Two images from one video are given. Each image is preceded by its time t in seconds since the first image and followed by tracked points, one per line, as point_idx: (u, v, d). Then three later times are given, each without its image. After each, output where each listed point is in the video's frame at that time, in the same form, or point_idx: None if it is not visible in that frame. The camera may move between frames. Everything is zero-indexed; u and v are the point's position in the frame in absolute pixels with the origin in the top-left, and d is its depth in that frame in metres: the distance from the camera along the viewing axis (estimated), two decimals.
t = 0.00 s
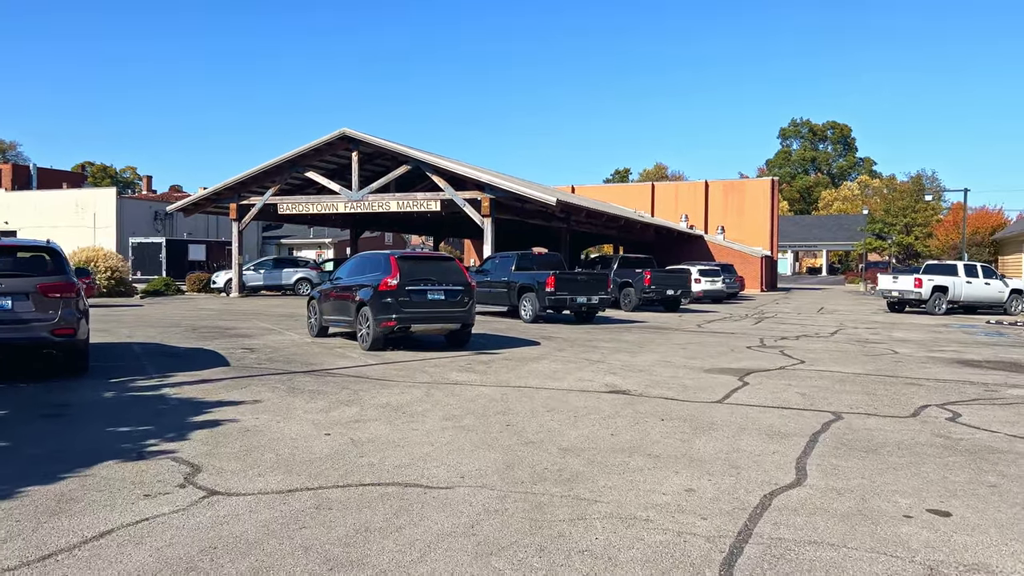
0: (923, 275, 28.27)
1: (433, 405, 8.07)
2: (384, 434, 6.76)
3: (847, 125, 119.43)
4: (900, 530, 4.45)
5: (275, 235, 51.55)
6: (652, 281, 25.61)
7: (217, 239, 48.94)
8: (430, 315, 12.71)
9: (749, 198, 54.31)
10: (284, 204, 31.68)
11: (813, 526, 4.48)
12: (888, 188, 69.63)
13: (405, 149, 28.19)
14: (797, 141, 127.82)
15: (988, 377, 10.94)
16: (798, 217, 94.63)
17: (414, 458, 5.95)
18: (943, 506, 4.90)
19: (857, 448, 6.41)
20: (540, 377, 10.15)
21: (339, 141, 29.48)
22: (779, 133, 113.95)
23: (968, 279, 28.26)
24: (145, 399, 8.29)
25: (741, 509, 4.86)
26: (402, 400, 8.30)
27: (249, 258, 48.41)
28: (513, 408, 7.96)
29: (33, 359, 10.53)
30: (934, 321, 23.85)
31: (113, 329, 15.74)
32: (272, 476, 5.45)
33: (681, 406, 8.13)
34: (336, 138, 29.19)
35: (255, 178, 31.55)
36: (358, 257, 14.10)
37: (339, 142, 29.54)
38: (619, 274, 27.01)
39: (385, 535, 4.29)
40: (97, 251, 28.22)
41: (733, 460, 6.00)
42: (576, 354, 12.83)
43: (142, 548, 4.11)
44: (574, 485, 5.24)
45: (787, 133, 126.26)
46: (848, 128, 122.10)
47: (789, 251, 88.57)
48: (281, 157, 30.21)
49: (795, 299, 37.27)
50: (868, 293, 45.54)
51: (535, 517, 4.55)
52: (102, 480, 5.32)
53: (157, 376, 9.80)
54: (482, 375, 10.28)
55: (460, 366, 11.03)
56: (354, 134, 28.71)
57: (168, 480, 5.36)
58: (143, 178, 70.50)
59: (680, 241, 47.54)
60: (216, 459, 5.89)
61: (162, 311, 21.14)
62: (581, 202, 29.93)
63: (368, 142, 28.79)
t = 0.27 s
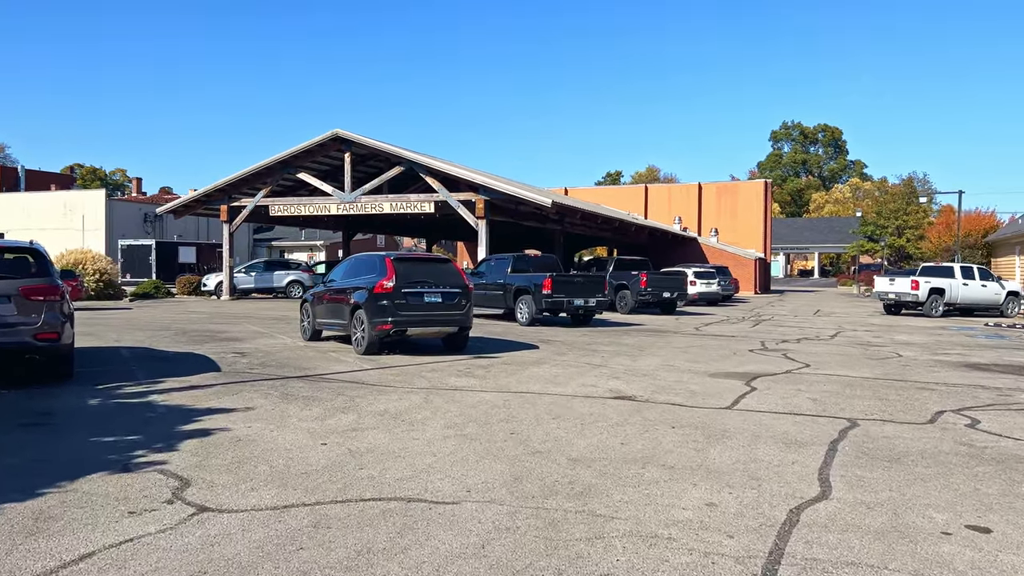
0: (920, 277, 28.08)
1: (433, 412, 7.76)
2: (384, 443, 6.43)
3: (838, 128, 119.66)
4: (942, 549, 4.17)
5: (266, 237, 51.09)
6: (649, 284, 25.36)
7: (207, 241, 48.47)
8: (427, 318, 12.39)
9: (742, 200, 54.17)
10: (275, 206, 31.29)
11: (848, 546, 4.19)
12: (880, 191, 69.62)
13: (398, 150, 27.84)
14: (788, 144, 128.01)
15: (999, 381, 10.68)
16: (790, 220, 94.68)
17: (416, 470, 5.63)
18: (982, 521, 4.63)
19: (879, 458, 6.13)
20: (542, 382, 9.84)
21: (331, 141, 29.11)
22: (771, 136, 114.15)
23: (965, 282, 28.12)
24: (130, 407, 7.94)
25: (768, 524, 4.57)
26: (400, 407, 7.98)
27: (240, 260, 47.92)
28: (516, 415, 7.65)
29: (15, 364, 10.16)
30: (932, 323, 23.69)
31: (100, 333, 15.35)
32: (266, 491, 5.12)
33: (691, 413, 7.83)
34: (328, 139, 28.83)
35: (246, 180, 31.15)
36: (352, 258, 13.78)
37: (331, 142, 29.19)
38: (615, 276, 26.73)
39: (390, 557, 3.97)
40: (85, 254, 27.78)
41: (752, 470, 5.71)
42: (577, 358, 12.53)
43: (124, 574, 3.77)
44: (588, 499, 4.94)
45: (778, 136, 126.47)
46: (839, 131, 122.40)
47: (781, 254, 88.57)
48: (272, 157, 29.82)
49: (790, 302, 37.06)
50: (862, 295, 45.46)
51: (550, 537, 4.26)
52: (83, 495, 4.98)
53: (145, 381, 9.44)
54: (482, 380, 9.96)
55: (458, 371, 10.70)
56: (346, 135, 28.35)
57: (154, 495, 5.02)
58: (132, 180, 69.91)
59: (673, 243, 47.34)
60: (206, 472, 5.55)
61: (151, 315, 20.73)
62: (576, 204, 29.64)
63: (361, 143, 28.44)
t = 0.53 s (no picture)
0: (915, 280, 27.94)
1: (431, 423, 7.46)
2: (380, 458, 6.11)
3: (828, 131, 119.99)
4: None
5: (256, 240, 50.64)
6: (644, 287, 25.13)
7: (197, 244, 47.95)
8: (422, 323, 12.09)
9: (735, 203, 54.03)
10: (266, 208, 30.91)
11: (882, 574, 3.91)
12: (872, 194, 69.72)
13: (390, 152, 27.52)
14: (779, 147, 128.24)
15: (1007, 388, 10.46)
16: (782, 223, 94.74)
17: (416, 488, 5.32)
18: (1019, 544, 4.37)
19: (899, 472, 5.88)
20: (542, 391, 9.55)
21: (323, 143, 28.76)
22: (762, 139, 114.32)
23: (961, 285, 27.99)
24: (114, 419, 7.59)
25: (793, 548, 4.29)
26: (396, 418, 7.66)
27: (230, 263, 47.45)
28: (518, 426, 7.36)
29: None
30: (929, 327, 23.52)
31: (85, 340, 14.95)
32: (257, 513, 4.80)
33: (698, 424, 7.56)
34: (319, 141, 28.47)
35: (236, 182, 30.75)
36: (345, 263, 13.47)
37: (322, 144, 28.84)
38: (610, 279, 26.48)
39: None
40: (71, 257, 27.32)
41: (769, 487, 5.44)
42: (575, 364, 12.25)
43: None
44: (600, 521, 4.65)
45: (769, 139, 126.72)
46: (830, 134, 122.72)
47: (773, 257, 88.59)
48: (262, 160, 29.43)
49: (784, 305, 36.90)
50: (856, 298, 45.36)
51: (563, 566, 3.96)
52: (60, 519, 4.65)
53: (130, 391, 9.09)
54: (479, 388, 9.65)
55: (455, 379, 10.40)
56: (338, 137, 28.00)
57: (137, 518, 4.70)
58: (121, 182, 69.24)
59: (667, 247, 47.16)
60: (192, 491, 5.23)
61: (138, 319, 20.32)
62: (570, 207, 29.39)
63: (352, 145, 28.09)
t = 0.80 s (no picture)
0: (911, 281, 27.78)
1: (427, 429, 7.14)
2: (375, 467, 5.80)
3: (819, 133, 120.24)
4: None
5: (246, 241, 50.16)
6: (639, 288, 24.90)
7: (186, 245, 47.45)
8: (415, 325, 11.76)
9: (727, 205, 53.90)
10: (255, 209, 30.50)
11: None
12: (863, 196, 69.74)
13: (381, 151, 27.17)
14: (770, 149, 128.41)
15: (1015, 390, 10.21)
16: (773, 224, 94.76)
17: (414, 499, 5.01)
18: None
19: (921, 479, 5.60)
20: (540, 394, 9.24)
21: (312, 143, 28.40)
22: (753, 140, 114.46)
23: (956, 285, 27.85)
24: (95, 425, 7.25)
25: (820, 565, 4.01)
26: (391, 423, 7.35)
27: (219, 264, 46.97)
28: (518, 431, 7.06)
29: None
30: (925, 328, 23.34)
31: (69, 342, 14.56)
32: (243, 527, 4.48)
33: (705, 429, 7.28)
34: (309, 140, 28.11)
35: (224, 182, 30.34)
36: (336, 262, 13.13)
37: (312, 143, 28.48)
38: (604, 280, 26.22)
39: None
40: (57, 258, 26.86)
41: (787, 497, 5.15)
42: (573, 366, 11.96)
43: None
44: (611, 535, 4.35)
45: (759, 141, 126.88)
46: (820, 135, 123.03)
47: (764, 258, 88.58)
48: (251, 159, 29.04)
49: (778, 307, 36.71)
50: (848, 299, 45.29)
51: None
52: (31, 535, 4.32)
53: (112, 396, 8.74)
54: (476, 392, 9.34)
55: (450, 382, 10.09)
56: (328, 136, 27.65)
57: (114, 533, 4.37)
58: (108, 184, 68.60)
59: (659, 248, 46.95)
60: (175, 503, 4.90)
61: (124, 321, 19.92)
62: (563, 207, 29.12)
63: (343, 144, 27.75)
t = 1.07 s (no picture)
0: (907, 284, 27.60)
1: (427, 444, 6.79)
2: (374, 487, 5.44)
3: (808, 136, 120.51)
4: None
5: (234, 244, 49.63)
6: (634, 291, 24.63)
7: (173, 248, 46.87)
8: (411, 331, 11.41)
9: (719, 207, 53.75)
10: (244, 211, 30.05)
11: None
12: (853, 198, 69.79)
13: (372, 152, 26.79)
14: (759, 151, 128.63)
15: None
16: (763, 226, 94.79)
17: (417, 526, 4.66)
18: None
19: (954, 499, 5.28)
20: (542, 404, 8.90)
21: (302, 143, 28.00)
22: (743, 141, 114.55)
23: (952, 288, 27.68)
24: (75, 441, 6.86)
25: None
26: (388, 438, 6.99)
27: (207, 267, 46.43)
28: (523, 446, 6.71)
29: None
30: (923, 331, 23.13)
31: (52, 349, 14.12)
32: (232, 559, 4.12)
33: (718, 443, 6.95)
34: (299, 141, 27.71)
35: (212, 183, 29.87)
36: (328, 267, 12.76)
37: (302, 144, 28.07)
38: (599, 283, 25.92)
39: None
40: (41, 260, 26.34)
41: (815, 520, 4.83)
42: (573, 373, 11.62)
43: None
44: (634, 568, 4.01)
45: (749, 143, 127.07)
46: (810, 137, 123.22)
47: (755, 260, 88.57)
48: (240, 160, 28.61)
49: (772, 309, 36.50)
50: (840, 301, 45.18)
51: None
52: None
53: (95, 408, 8.34)
54: (476, 402, 9.00)
55: (448, 391, 9.73)
56: (318, 137, 27.26)
57: (91, 567, 4.00)
58: (95, 185, 67.84)
59: (652, 250, 46.73)
60: (159, 531, 4.54)
61: (110, 326, 19.46)
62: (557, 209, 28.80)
63: (333, 145, 27.36)
